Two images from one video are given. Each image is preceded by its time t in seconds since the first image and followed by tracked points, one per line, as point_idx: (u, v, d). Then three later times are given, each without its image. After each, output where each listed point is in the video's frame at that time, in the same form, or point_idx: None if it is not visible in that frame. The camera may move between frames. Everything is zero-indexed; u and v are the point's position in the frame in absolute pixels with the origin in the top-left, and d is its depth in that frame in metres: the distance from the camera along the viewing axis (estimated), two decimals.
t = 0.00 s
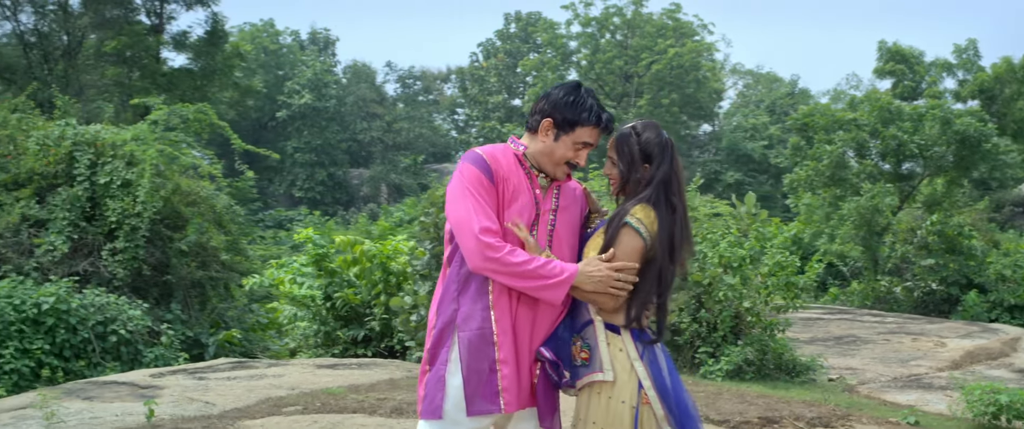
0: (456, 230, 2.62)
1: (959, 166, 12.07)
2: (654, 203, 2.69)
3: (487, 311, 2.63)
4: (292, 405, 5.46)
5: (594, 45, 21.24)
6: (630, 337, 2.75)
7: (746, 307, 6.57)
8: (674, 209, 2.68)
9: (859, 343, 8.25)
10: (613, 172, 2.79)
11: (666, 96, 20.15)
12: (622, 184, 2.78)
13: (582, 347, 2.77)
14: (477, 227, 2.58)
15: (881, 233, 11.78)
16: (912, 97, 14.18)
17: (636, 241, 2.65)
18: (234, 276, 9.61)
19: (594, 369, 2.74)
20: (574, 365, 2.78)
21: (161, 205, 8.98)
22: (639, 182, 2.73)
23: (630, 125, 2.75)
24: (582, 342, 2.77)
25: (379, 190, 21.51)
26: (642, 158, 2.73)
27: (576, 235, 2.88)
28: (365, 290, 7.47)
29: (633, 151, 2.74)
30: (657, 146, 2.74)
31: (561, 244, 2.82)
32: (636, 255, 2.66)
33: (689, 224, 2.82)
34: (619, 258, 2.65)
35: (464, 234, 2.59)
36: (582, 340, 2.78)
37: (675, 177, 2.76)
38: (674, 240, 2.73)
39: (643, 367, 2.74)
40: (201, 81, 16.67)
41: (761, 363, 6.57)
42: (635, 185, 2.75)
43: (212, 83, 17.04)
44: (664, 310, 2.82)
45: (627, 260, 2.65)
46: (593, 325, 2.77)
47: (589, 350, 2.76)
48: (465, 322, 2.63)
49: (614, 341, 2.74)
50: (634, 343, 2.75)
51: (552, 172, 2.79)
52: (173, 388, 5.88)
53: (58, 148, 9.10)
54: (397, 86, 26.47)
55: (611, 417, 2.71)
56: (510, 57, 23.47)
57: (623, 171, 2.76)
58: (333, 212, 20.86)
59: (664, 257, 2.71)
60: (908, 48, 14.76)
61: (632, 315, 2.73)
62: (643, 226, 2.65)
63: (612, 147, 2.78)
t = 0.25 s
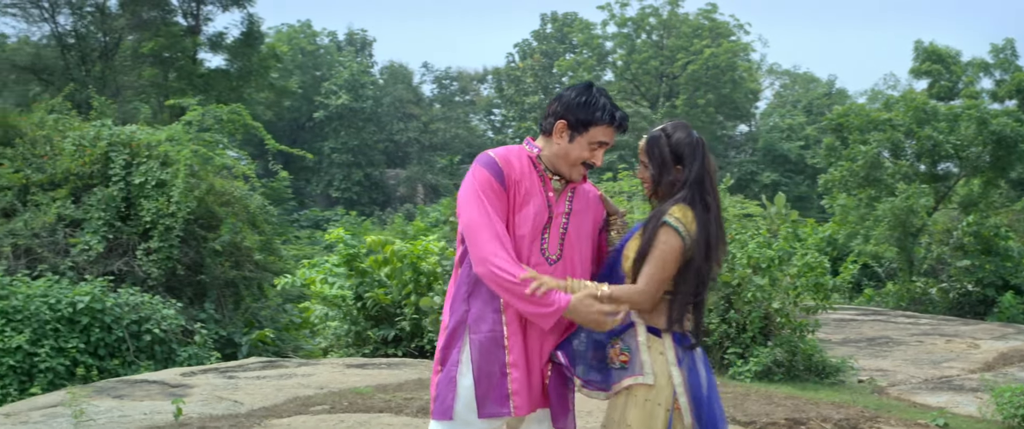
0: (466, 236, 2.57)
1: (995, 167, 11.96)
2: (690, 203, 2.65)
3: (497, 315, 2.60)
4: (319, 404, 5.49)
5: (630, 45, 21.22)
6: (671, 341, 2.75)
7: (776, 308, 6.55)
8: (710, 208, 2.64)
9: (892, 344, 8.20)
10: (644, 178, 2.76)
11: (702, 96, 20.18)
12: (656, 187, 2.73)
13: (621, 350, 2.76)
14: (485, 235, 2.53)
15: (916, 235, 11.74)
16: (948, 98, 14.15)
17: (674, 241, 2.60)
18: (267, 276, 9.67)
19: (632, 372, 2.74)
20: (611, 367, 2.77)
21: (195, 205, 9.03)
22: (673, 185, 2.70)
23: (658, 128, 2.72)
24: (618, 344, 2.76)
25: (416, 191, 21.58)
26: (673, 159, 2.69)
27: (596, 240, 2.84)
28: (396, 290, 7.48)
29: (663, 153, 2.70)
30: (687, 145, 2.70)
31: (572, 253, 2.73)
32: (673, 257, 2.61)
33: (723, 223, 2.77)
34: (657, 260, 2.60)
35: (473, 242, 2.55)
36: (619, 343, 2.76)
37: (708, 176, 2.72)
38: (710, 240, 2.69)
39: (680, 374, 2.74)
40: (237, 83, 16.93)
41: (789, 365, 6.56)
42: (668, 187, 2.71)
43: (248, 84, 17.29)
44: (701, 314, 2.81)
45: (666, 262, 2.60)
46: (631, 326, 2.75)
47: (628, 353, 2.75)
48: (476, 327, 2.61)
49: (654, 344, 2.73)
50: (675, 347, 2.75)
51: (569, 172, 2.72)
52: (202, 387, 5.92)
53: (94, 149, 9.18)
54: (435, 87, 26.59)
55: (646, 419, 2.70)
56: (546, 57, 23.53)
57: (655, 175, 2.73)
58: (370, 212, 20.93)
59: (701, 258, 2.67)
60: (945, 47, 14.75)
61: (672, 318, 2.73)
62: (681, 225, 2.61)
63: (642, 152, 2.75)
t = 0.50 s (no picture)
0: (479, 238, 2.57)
1: None
2: (733, 201, 2.72)
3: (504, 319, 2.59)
4: (346, 403, 5.52)
5: (666, 45, 21.27)
6: (724, 345, 2.80)
7: (804, 308, 6.53)
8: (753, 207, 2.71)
9: (924, 346, 8.17)
10: (692, 176, 2.83)
11: (738, 96, 20.15)
12: (702, 185, 2.81)
13: (676, 354, 2.85)
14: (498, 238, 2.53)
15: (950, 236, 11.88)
16: (984, 98, 14.11)
17: (716, 239, 2.66)
18: (301, 275, 9.72)
19: (686, 375, 2.81)
20: (668, 371, 2.86)
21: (228, 205, 9.08)
22: (718, 181, 2.77)
23: (705, 126, 2.79)
24: (674, 348, 2.86)
25: (451, 190, 21.65)
26: (717, 156, 2.76)
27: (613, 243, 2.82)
28: (427, 290, 7.49)
29: (708, 151, 2.77)
30: (731, 144, 2.76)
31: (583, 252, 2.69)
32: (714, 253, 2.67)
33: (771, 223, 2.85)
34: (696, 255, 2.65)
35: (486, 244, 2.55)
36: (675, 347, 2.86)
37: (754, 176, 2.79)
38: (756, 238, 2.74)
39: (731, 380, 2.79)
40: (273, 83, 17.08)
41: (819, 366, 6.54)
42: (712, 184, 2.78)
43: (285, 84, 17.44)
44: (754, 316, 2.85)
45: (703, 257, 2.66)
46: (685, 330, 2.84)
47: (681, 356, 2.84)
48: (485, 328, 2.62)
49: (707, 347, 2.80)
50: (728, 352, 2.80)
51: (588, 177, 2.70)
52: (232, 386, 5.97)
53: (129, 149, 9.24)
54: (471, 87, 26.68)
55: (698, 421, 2.77)
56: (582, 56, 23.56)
57: (700, 173, 2.80)
58: (406, 212, 21.01)
59: (746, 255, 2.72)
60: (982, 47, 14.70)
61: (724, 321, 2.77)
62: (720, 223, 2.67)
63: (689, 151, 2.82)
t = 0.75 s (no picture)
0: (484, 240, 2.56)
1: None
2: (765, 200, 2.72)
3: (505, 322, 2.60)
4: (364, 403, 5.54)
5: (692, 46, 21.38)
6: (752, 345, 2.79)
7: (824, 309, 6.52)
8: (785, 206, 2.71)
9: (948, 347, 8.14)
10: (724, 179, 2.84)
11: (765, 96, 20.14)
12: (735, 186, 2.81)
13: (706, 355, 2.86)
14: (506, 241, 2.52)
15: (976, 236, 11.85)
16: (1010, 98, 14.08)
17: (747, 237, 2.66)
18: (325, 275, 9.76)
19: (715, 376, 2.82)
20: (700, 371, 2.88)
21: (253, 205, 9.12)
22: (750, 182, 2.77)
23: (734, 129, 2.80)
24: (705, 349, 2.87)
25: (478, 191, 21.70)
26: (748, 157, 2.77)
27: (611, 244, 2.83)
28: (448, 290, 7.50)
29: (739, 152, 2.78)
30: (762, 145, 2.77)
31: (583, 260, 2.72)
32: (746, 251, 2.68)
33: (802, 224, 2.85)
34: (727, 251, 2.65)
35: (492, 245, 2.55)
36: (706, 348, 2.87)
37: (786, 175, 2.79)
38: (787, 237, 2.74)
39: (757, 380, 2.78)
40: (299, 84, 17.20)
41: (840, 367, 6.51)
42: (744, 185, 2.79)
43: (312, 85, 17.58)
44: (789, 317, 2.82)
45: (734, 254, 2.65)
46: (715, 331, 2.84)
47: (711, 357, 2.85)
48: (486, 330, 2.63)
49: (735, 347, 2.79)
50: (756, 352, 2.79)
51: (590, 178, 2.69)
52: (252, 386, 6.00)
53: (154, 149, 9.29)
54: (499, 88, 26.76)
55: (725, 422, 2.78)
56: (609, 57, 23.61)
57: (731, 174, 2.80)
58: (433, 213, 21.06)
59: (778, 253, 2.72)
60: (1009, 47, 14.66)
61: (755, 322, 2.77)
62: (751, 221, 2.68)
63: (720, 154, 2.83)
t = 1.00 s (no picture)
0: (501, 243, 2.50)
1: None
2: (801, 203, 2.64)
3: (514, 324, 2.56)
4: (382, 402, 5.56)
5: (718, 45, 21.42)
6: (782, 346, 2.68)
7: (844, 310, 6.49)
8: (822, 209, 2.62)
9: (971, 347, 8.10)
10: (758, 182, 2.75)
11: (791, 96, 20.15)
12: (769, 189, 2.73)
13: (735, 353, 2.73)
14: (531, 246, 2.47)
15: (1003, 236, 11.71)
16: None
17: (782, 239, 2.59)
18: (348, 275, 9.79)
19: (743, 375, 2.70)
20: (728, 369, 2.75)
21: (276, 205, 9.15)
22: (785, 185, 2.69)
23: (769, 131, 2.71)
24: (733, 347, 2.74)
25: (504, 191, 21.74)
26: (783, 159, 2.68)
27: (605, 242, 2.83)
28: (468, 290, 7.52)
29: (774, 156, 2.69)
30: (798, 149, 2.69)
31: (588, 257, 2.73)
32: (778, 252, 2.60)
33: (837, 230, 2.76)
34: (761, 252, 2.58)
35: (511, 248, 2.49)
36: (734, 345, 2.74)
37: (819, 177, 2.71)
38: (823, 238, 2.66)
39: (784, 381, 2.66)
40: (324, 84, 17.29)
41: (862, 368, 6.51)
42: (779, 189, 2.70)
43: (337, 85, 17.69)
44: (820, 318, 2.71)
45: (769, 254, 2.59)
46: (744, 329, 2.72)
47: (740, 355, 2.72)
48: (494, 330, 2.59)
49: (765, 347, 2.68)
50: (785, 353, 2.68)
51: (591, 177, 2.67)
52: (272, 386, 6.02)
53: (178, 150, 9.33)
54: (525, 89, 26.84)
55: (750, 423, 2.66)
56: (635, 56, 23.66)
57: (766, 177, 2.72)
58: (460, 213, 21.11)
59: (813, 256, 2.64)
60: None
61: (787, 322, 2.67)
62: (787, 224, 2.60)
63: (754, 158, 2.75)
